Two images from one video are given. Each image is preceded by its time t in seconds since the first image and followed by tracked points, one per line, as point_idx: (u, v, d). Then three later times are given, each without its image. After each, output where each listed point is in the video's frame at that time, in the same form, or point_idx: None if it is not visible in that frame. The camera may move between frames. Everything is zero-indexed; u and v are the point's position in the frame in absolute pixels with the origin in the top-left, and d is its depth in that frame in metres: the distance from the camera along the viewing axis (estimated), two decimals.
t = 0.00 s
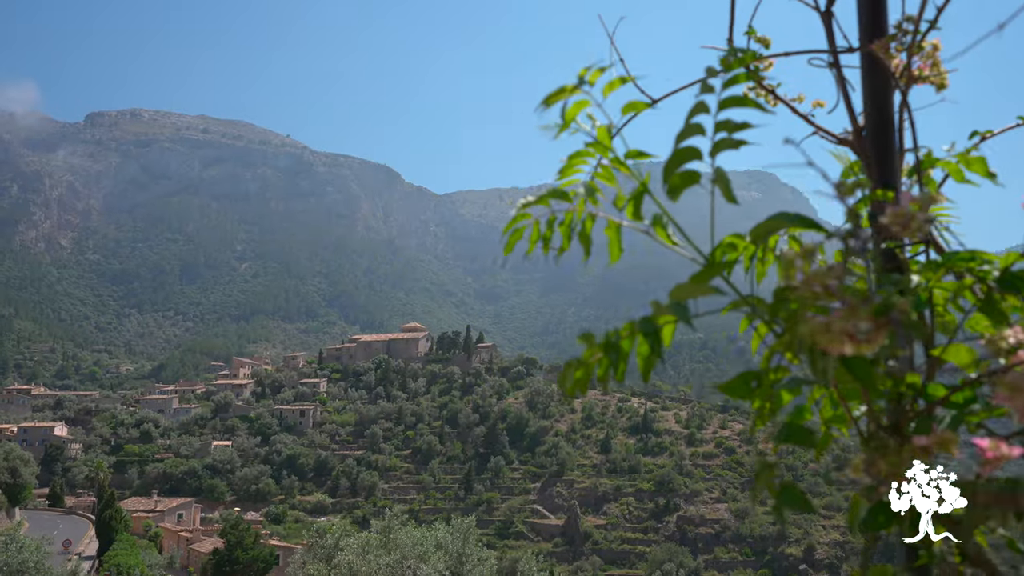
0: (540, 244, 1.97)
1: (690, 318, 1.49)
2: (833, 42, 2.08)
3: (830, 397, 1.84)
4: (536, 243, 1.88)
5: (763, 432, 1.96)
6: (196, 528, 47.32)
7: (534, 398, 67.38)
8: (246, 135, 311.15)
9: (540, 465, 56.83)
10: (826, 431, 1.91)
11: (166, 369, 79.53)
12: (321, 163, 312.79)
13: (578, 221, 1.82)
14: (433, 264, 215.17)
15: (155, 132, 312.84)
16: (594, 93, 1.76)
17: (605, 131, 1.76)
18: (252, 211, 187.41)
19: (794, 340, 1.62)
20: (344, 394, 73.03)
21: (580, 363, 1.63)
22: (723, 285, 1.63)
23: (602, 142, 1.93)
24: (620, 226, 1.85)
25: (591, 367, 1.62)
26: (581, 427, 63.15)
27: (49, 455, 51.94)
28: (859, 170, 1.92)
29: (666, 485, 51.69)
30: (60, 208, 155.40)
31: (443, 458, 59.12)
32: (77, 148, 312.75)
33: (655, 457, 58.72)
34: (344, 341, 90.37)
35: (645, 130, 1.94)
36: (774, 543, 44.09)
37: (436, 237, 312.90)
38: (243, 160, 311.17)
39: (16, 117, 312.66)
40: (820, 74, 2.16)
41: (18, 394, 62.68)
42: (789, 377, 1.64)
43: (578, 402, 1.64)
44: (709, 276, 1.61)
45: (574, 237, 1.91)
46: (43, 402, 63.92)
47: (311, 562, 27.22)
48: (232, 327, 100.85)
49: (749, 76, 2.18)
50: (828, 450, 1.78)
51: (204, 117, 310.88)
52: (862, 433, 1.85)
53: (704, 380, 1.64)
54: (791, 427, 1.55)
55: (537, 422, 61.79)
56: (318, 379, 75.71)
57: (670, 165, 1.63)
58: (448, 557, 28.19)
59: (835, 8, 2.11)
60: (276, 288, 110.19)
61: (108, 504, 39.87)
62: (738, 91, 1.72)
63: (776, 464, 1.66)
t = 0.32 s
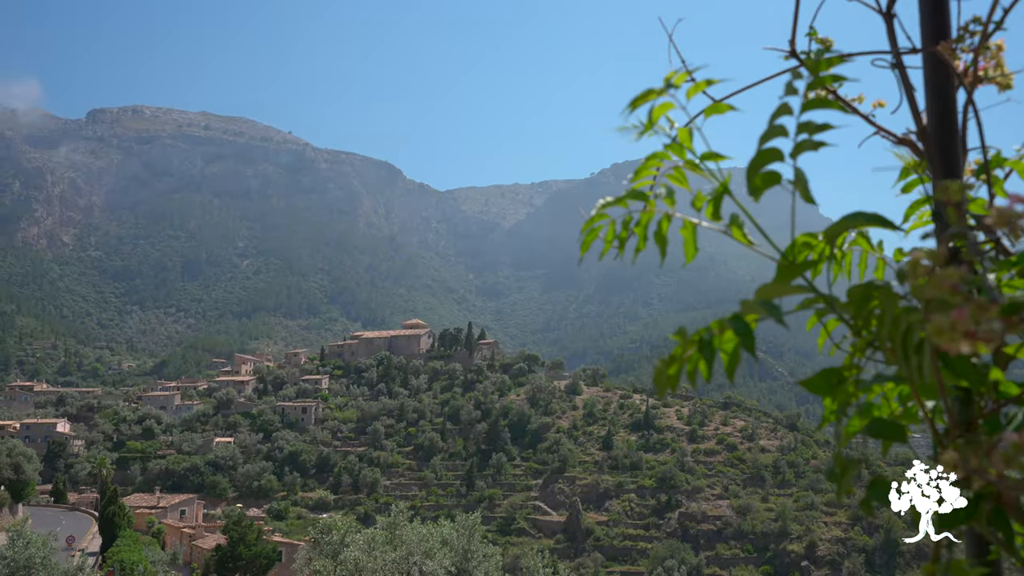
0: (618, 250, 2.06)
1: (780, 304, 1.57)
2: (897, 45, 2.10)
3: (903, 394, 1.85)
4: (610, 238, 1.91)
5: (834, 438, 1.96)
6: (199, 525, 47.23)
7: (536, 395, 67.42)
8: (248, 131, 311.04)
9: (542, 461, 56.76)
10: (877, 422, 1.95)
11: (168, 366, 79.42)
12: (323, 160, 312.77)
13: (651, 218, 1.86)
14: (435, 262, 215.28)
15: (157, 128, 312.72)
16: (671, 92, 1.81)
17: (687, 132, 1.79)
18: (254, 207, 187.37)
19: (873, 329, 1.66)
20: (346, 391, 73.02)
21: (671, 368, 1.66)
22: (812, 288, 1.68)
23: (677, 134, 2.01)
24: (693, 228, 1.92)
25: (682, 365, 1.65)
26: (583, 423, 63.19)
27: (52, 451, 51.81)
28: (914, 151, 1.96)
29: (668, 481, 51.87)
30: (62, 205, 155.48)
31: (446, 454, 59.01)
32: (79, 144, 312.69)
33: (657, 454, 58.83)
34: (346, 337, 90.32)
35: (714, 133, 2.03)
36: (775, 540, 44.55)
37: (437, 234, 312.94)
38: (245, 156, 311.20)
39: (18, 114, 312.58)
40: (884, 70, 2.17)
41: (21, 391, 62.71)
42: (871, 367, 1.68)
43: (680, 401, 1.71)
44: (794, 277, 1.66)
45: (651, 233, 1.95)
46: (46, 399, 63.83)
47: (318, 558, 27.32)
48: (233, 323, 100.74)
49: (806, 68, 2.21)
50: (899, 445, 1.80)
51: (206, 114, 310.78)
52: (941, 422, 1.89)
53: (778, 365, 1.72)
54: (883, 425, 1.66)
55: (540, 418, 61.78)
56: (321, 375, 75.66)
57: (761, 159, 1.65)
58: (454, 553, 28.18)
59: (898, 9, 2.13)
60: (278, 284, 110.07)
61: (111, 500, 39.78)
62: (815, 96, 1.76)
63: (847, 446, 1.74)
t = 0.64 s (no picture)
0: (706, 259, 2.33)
1: (868, 302, 1.82)
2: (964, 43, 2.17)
3: (964, 382, 2.08)
4: (694, 241, 2.11)
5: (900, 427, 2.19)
6: (202, 522, 47.06)
7: (538, 392, 67.42)
8: (249, 129, 310.88)
9: (544, 458, 56.72)
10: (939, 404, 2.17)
11: (171, 364, 79.44)
12: (325, 158, 312.84)
13: (738, 220, 2.07)
14: (437, 260, 215.29)
15: (159, 126, 312.69)
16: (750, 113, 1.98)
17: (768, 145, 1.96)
18: (255, 205, 187.27)
19: (948, 318, 1.89)
20: (349, 388, 73.05)
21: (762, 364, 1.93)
22: (893, 286, 1.91)
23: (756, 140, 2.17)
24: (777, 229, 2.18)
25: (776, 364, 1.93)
26: (585, 421, 63.33)
27: (55, 449, 51.83)
28: (982, 160, 2.10)
29: (670, 478, 52.00)
30: (64, 203, 155.43)
31: (448, 452, 58.89)
32: (81, 143, 312.82)
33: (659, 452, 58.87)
34: (348, 335, 90.25)
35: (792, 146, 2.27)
36: (778, 538, 44.72)
37: (438, 232, 312.82)
38: (247, 154, 311.27)
39: (21, 112, 312.84)
40: (950, 68, 2.29)
41: (23, 389, 62.78)
42: (945, 352, 1.92)
43: (771, 388, 2.00)
44: (876, 276, 1.86)
45: (737, 234, 2.15)
46: (49, 397, 63.90)
47: (323, 556, 27.37)
48: (235, 321, 100.71)
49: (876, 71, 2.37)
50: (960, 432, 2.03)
51: (207, 112, 310.82)
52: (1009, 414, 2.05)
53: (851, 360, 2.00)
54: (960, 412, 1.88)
55: (542, 416, 61.81)
56: (323, 373, 75.68)
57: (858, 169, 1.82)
58: (460, 550, 28.26)
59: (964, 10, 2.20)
60: (279, 282, 110.08)
61: (114, 499, 39.66)
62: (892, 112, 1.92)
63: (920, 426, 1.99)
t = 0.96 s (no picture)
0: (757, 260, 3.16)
1: (964, 313, 2.71)
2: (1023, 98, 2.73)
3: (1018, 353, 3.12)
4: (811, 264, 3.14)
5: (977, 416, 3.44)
6: (206, 520, 46.70)
7: (542, 390, 67.34)
8: (252, 128, 310.78)
9: (548, 456, 56.71)
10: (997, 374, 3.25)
11: (174, 362, 79.43)
12: (327, 156, 312.52)
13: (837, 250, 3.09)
14: (440, 258, 215.16)
15: (162, 125, 312.59)
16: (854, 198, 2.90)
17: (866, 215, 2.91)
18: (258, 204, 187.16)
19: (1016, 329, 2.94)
20: (351, 385, 73.01)
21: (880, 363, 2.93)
22: (982, 288, 2.85)
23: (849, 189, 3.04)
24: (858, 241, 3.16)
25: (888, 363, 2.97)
26: (588, 419, 63.43)
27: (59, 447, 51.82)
28: None
29: (673, 476, 51.74)
30: (67, 202, 155.59)
31: (451, 450, 58.20)
32: (84, 141, 312.66)
33: (662, 450, 58.89)
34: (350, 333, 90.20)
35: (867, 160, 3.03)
36: (781, 536, 44.88)
37: (441, 230, 312.80)
38: (250, 153, 311.05)
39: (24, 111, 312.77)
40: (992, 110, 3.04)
41: (28, 387, 62.79)
42: None
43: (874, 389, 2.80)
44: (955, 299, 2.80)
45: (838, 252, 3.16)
46: (53, 395, 63.87)
47: (331, 554, 27.45)
48: (238, 319, 100.64)
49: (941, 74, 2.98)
50: None
51: (210, 110, 310.80)
52: None
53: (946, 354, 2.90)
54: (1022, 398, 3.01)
55: (545, 414, 61.89)
56: (326, 371, 75.63)
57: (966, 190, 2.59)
58: (466, 549, 28.28)
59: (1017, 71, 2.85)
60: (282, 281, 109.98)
61: (118, 496, 39.47)
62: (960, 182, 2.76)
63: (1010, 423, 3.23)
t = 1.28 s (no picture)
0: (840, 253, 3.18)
1: None
2: None
3: None
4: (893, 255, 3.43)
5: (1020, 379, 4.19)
6: (213, 519, 46.42)
7: (548, 389, 67.28)
8: (258, 127, 310.60)
9: (553, 455, 56.60)
10: None
11: (180, 360, 79.49)
12: (333, 155, 312.48)
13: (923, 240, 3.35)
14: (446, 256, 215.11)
15: (168, 125, 312.66)
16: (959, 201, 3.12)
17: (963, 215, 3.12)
18: (264, 203, 187.09)
19: None
20: (357, 384, 72.98)
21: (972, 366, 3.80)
22: None
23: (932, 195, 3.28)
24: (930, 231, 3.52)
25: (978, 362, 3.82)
26: (594, 417, 63.40)
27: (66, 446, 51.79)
28: None
29: (679, 475, 52.12)
30: (74, 201, 155.92)
31: (457, 449, 58.43)
32: (90, 141, 312.84)
33: (668, 448, 58.75)
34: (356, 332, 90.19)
35: (947, 155, 3.22)
36: (788, 534, 45.26)
37: (446, 229, 312.76)
38: (256, 151, 311.07)
39: (31, 112, 312.62)
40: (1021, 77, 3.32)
41: (35, 385, 62.86)
42: None
43: (981, 387, 3.67)
44: None
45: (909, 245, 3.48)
46: (60, 394, 63.92)
47: (341, 552, 27.55)
48: (245, 318, 100.64)
49: (1012, 71, 3.12)
50: None
51: (217, 110, 310.85)
52: None
53: None
54: None
55: (551, 413, 61.78)
56: (332, 369, 75.58)
57: None
58: (476, 547, 28.38)
59: None
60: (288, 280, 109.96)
61: (127, 494, 39.36)
62: None
63: None
